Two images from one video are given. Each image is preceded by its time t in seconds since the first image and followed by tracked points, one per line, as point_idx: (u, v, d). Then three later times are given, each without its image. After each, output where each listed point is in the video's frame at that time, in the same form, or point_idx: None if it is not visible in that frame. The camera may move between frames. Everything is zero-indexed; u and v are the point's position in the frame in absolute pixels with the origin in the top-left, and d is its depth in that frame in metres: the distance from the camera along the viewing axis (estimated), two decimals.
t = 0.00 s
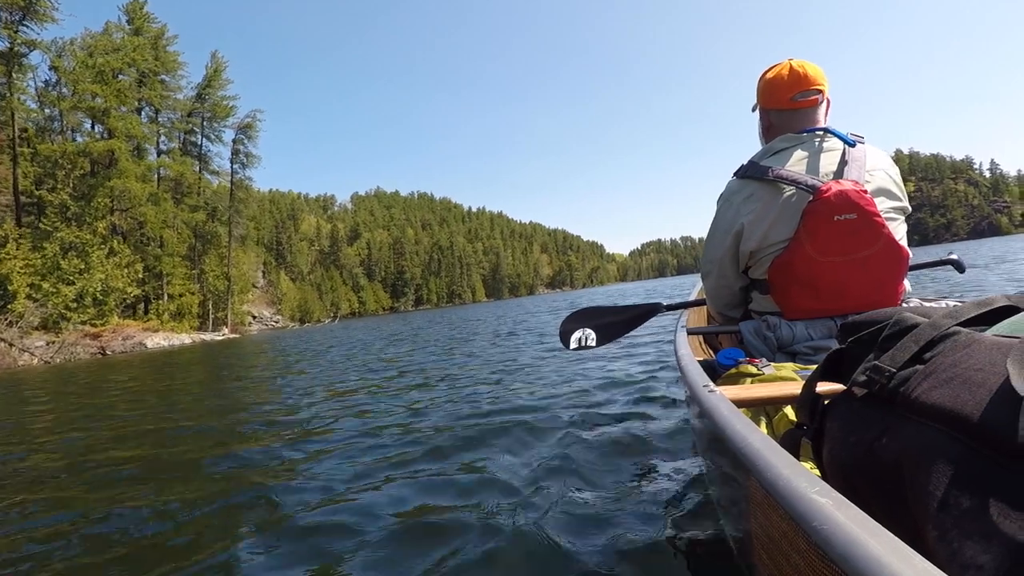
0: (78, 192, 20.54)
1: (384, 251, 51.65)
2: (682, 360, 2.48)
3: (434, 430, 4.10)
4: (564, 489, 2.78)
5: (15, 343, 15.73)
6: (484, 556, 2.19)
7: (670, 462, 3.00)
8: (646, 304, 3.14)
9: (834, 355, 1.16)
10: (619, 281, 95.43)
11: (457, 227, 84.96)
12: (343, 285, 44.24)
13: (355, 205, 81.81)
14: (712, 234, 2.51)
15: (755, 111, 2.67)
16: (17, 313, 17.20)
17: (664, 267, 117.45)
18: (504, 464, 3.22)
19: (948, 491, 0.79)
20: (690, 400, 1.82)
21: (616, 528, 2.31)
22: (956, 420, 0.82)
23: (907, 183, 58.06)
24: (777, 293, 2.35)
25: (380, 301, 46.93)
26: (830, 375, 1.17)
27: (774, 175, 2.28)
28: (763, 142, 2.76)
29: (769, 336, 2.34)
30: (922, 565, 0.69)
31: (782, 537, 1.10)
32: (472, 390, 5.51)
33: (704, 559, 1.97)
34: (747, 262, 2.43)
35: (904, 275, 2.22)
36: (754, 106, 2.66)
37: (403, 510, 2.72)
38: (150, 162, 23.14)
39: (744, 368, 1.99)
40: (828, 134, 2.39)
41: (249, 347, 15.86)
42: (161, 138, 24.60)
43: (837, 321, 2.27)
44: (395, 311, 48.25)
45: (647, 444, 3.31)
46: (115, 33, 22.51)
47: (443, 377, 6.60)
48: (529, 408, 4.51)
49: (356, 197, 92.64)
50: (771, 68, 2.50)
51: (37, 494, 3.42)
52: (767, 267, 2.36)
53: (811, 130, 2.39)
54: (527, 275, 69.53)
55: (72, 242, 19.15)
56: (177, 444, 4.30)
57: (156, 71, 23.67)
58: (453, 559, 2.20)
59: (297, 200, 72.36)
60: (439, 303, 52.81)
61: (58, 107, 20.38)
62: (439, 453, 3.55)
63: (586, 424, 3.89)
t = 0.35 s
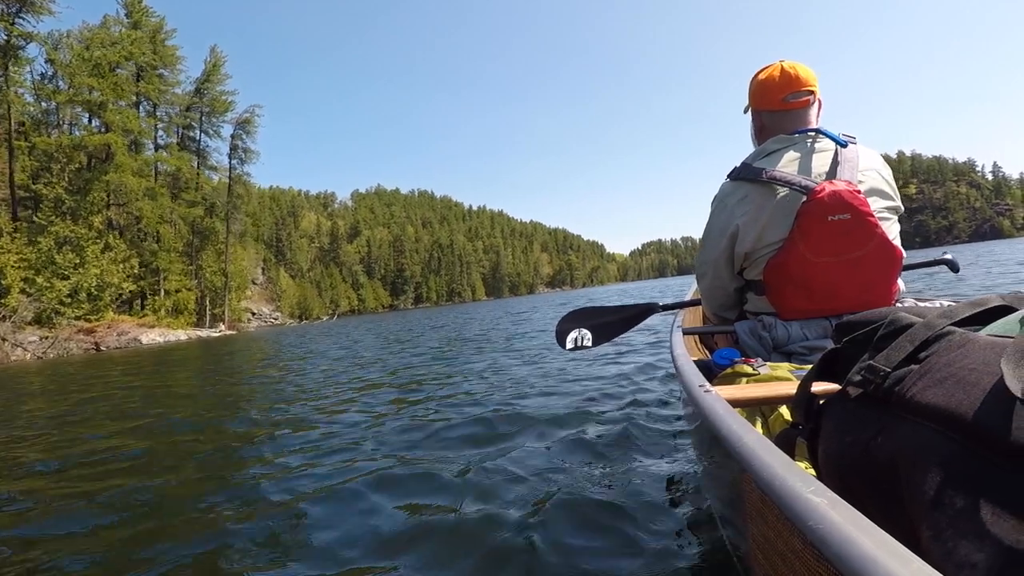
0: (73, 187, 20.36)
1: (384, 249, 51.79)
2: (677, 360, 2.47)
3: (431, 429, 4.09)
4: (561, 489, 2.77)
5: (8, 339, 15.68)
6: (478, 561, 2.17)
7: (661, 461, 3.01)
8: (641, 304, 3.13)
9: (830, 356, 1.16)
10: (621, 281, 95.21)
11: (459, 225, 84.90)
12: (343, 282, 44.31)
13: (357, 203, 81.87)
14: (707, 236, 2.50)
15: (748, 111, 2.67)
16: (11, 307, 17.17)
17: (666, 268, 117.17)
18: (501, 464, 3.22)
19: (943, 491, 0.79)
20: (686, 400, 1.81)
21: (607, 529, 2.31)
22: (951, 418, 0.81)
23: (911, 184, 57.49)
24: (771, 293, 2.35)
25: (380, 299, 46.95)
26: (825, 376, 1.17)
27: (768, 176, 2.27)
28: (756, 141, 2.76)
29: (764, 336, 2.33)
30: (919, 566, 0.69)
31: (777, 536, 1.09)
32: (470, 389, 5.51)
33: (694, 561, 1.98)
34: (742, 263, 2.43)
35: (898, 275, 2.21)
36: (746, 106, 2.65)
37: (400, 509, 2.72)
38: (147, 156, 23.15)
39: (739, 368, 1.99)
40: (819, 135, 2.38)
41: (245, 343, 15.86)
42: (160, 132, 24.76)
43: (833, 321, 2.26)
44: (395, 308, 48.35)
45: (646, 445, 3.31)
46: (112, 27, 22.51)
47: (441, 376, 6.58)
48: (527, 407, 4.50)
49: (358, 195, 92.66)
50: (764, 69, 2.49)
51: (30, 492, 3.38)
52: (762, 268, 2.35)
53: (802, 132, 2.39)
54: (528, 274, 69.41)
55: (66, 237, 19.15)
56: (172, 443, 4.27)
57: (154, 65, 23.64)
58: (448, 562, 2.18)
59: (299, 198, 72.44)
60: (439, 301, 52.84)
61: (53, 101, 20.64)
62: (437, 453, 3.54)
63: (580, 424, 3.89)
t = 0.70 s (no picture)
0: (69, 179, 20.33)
1: (385, 247, 51.89)
2: (675, 361, 2.46)
3: (431, 428, 4.08)
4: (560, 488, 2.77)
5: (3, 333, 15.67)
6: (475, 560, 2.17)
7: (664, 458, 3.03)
8: (639, 304, 3.13)
9: (828, 356, 1.15)
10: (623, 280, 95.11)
11: (461, 223, 84.93)
12: (344, 279, 44.40)
13: (359, 201, 81.97)
14: (703, 238, 2.50)
15: (740, 112, 2.65)
16: (6, 301, 17.18)
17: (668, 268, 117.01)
18: (500, 462, 3.22)
19: (942, 492, 0.78)
20: (685, 401, 1.81)
21: (611, 526, 2.34)
22: (949, 417, 0.81)
23: (915, 185, 57.02)
24: (768, 294, 2.33)
25: (381, 296, 47.02)
26: (823, 376, 1.16)
27: (763, 178, 2.27)
28: (748, 142, 2.75)
29: (763, 336, 2.31)
30: (918, 567, 0.68)
31: (777, 537, 1.09)
32: (469, 388, 5.51)
33: (694, 559, 2.01)
34: (739, 265, 2.42)
35: (895, 275, 2.20)
36: (739, 107, 2.64)
37: (398, 505, 2.73)
38: (146, 148, 23.21)
39: (737, 368, 1.99)
40: (813, 136, 2.38)
41: (244, 339, 15.88)
42: (159, 125, 24.78)
43: (831, 321, 2.25)
44: (396, 305, 48.44)
45: (644, 444, 3.30)
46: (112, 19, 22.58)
47: (441, 374, 6.58)
48: (527, 407, 4.50)
49: (360, 192, 92.76)
50: (756, 70, 2.47)
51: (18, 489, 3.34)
52: (760, 270, 2.35)
53: (797, 133, 2.38)
54: (529, 273, 69.38)
55: (63, 230, 19.27)
56: (169, 440, 4.24)
57: (153, 57, 23.77)
58: (445, 560, 2.18)
59: (301, 195, 72.44)
60: (440, 299, 52.89)
61: (51, 92, 20.31)
62: (437, 450, 3.54)
63: (581, 422, 3.90)
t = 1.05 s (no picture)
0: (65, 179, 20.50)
1: (387, 247, 52.06)
2: (674, 360, 2.46)
3: (433, 429, 4.07)
4: (563, 489, 2.78)
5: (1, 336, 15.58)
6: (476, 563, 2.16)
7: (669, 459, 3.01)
8: (639, 304, 3.12)
9: (828, 356, 1.15)
10: (626, 279, 94.94)
11: (463, 222, 84.93)
12: (346, 280, 44.52)
13: (361, 201, 82.07)
14: (702, 238, 2.48)
15: (737, 113, 2.64)
16: (3, 302, 17.18)
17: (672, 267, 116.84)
18: (502, 463, 3.23)
19: (942, 491, 0.78)
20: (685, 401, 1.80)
21: (615, 529, 2.33)
22: (949, 416, 0.80)
23: (921, 183, 56.61)
24: (768, 294, 2.32)
25: (384, 297, 47.09)
26: (821, 376, 1.16)
27: (762, 179, 2.26)
28: (746, 143, 2.73)
29: (762, 336, 2.31)
30: (919, 567, 0.67)
31: (776, 536, 1.09)
32: (470, 388, 5.52)
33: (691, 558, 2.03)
34: (738, 266, 2.41)
35: (894, 275, 2.19)
36: (736, 108, 2.62)
37: (401, 506, 2.75)
38: (143, 148, 23.26)
39: (738, 368, 1.98)
40: (811, 136, 2.37)
41: (245, 340, 15.90)
42: (157, 125, 24.79)
43: (830, 321, 2.24)
44: (399, 305, 48.52)
45: (645, 444, 3.31)
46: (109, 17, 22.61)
47: (443, 374, 6.60)
48: (528, 407, 4.50)
49: (363, 193, 92.88)
50: (753, 70, 2.46)
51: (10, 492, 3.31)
52: (759, 270, 2.33)
53: (794, 133, 2.37)
54: (532, 272, 69.36)
55: (60, 231, 19.37)
56: (167, 444, 4.20)
57: (151, 56, 23.79)
58: (445, 559, 2.20)
59: (303, 195, 72.49)
60: (443, 299, 52.98)
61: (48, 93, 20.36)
62: (439, 451, 3.54)
63: (584, 423, 3.90)
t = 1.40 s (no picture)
0: (63, 184, 20.62)
1: (388, 249, 52.27)
2: (674, 360, 2.45)
3: (435, 432, 4.06)
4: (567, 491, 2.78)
5: None
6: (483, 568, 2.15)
7: (672, 462, 3.00)
8: (640, 304, 3.11)
9: (828, 356, 1.15)
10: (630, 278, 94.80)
11: (466, 224, 85.09)
12: (348, 282, 44.69)
13: (363, 203, 82.33)
14: (703, 238, 2.47)
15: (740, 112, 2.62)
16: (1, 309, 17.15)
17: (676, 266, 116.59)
18: (506, 464, 3.23)
19: (942, 491, 0.77)
20: (685, 401, 1.80)
21: (618, 531, 2.34)
22: (948, 417, 0.80)
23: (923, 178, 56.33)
24: (768, 294, 2.31)
25: (387, 299, 47.22)
26: (821, 376, 1.16)
27: (763, 178, 2.25)
28: (748, 143, 2.72)
29: (762, 336, 2.30)
30: (919, 568, 0.67)
31: (775, 536, 1.09)
32: (471, 390, 5.54)
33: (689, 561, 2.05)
34: (739, 266, 2.40)
35: (895, 275, 2.18)
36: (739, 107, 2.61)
37: (406, 507, 2.77)
38: (142, 152, 23.34)
39: (737, 367, 1.98)
40: (813, 137, 2.36)
41: (243, 345, 15.91)
42: (155, 129, 25.10)
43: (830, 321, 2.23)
44: (401, 307, 48.64)
45: (648, 445, 3.31)
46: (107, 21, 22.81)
47: (444, 376, 6.61)
48: (530, 408, 4.50)
49: (365, 195, 93.17)
50: (755, 70, 2.45)
51: (1, 505, 3.25)
52: (760, 270, 2.32)
53: (796, 133, 2.35)
54: (534, 272, 69.39)
55: (58, 236, 19.25)
56: (170, 450, 4.19)
57: (149, 59, 24.02)
58: (451, 563, 2.21)
59: (304, 197, 72.60)
60: (446, 301, 53.12)
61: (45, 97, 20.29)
62: (443, 453, 3.55)
63: (587, 424, 3.90)
